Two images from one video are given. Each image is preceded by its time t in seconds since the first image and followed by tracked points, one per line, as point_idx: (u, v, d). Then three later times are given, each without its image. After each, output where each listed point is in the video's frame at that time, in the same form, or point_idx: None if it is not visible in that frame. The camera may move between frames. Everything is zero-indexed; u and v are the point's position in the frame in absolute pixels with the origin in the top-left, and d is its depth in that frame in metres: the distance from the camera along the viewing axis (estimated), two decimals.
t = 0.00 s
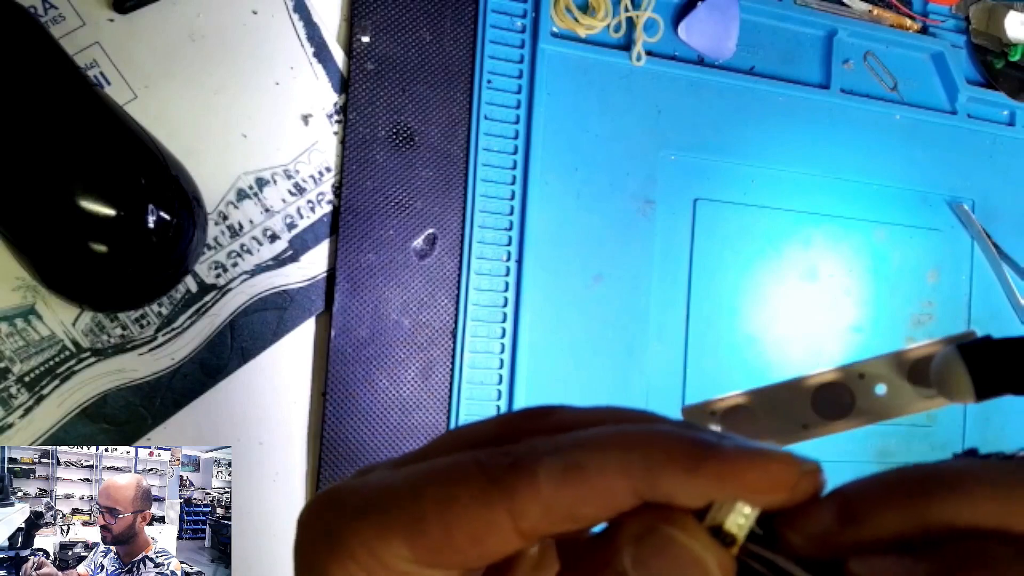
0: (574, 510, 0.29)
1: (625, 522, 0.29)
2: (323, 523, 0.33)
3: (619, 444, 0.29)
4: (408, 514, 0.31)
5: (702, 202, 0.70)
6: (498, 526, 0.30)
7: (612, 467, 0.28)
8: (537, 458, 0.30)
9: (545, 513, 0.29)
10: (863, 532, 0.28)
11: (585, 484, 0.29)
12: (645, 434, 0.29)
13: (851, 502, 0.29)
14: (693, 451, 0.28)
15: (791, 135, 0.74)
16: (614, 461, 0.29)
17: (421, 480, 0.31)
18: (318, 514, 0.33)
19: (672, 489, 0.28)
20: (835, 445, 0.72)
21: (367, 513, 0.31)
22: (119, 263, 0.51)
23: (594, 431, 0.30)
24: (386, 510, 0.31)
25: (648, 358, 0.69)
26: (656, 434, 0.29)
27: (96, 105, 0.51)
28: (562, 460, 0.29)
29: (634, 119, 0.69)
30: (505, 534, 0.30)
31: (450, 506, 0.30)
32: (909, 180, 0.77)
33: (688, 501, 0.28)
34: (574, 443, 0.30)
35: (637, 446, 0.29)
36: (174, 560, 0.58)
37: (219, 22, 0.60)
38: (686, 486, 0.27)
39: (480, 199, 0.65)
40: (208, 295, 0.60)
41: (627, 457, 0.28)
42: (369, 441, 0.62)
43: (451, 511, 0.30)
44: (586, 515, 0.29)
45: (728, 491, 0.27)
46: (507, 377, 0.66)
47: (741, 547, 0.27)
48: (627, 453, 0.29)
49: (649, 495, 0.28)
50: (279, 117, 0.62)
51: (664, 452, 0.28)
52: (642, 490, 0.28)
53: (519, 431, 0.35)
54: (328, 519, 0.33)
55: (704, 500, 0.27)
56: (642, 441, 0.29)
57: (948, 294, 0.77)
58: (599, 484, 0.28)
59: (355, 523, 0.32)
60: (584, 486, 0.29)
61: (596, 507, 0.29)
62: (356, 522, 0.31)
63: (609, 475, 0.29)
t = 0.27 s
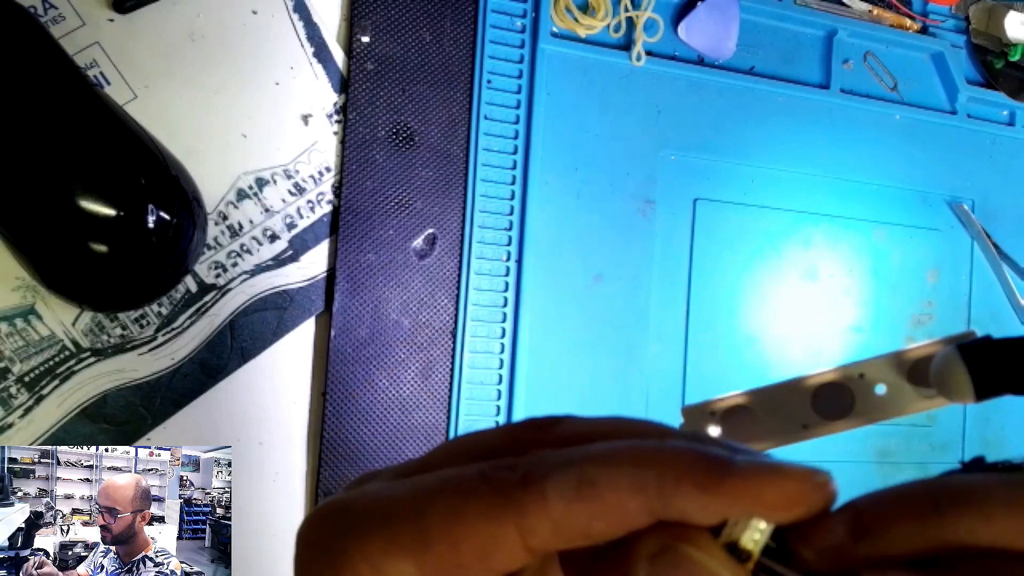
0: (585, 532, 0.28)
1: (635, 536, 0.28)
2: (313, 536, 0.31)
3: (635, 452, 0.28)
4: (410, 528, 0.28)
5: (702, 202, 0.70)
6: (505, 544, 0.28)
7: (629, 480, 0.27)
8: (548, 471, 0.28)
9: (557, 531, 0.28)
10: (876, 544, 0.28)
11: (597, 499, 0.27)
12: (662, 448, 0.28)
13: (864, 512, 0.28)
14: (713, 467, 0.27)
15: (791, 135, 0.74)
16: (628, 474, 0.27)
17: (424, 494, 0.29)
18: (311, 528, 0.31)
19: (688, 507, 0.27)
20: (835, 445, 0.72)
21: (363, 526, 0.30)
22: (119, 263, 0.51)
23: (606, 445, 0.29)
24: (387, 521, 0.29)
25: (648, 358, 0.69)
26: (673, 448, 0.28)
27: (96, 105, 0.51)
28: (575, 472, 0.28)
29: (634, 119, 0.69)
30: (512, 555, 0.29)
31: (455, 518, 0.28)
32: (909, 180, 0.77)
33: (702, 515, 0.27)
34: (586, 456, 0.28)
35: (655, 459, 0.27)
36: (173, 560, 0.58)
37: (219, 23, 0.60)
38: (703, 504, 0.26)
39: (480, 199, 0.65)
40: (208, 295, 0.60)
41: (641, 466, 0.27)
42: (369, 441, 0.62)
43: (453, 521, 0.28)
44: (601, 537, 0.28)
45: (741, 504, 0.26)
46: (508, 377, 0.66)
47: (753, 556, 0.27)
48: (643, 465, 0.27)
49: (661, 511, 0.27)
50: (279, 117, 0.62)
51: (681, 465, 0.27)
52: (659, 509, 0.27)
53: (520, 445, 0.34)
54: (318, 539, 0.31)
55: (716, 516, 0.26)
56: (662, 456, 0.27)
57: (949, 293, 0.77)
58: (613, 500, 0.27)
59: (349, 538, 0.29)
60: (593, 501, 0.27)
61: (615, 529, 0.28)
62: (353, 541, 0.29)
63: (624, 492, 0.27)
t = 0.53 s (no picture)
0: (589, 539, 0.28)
1: (637, 542, 0.28)
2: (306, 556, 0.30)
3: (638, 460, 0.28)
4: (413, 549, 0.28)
5: (702, 202, 0.70)
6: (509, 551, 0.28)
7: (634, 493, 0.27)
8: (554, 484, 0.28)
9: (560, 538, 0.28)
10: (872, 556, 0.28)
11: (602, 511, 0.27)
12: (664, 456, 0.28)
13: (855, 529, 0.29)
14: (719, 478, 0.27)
15: (791, 134, 0.74)
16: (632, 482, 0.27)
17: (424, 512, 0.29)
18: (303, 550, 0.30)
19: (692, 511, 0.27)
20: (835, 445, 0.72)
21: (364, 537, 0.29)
22: (119, 263, 0.51)
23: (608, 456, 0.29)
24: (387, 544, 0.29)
25: (648, 358, 0.69)
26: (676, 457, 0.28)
27: (97, 106, 0.51)
28: (581, 484, 0.28)
29: (634, 119, 0.69)
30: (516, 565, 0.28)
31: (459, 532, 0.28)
32: (909, 180, 0.77)
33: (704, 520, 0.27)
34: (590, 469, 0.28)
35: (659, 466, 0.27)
36: (173, 559, 0.58)
37: (219, 22, 0.60)
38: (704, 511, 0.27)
39: (480, 199, 0.65)
40: (208, 295, 0.60)
41: (645, 474, 0.27)
42: (369, 441, 0.62)
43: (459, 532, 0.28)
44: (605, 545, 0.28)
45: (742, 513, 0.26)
46: (508, 377, 0.66)
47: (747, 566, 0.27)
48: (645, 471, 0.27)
49: (665, 522, 0.27)
50: (279, 117, 0.62)
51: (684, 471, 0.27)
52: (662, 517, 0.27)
53: (518, 459, 0.34)
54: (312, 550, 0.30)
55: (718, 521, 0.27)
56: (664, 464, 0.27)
57: (948, 294, 0.77)
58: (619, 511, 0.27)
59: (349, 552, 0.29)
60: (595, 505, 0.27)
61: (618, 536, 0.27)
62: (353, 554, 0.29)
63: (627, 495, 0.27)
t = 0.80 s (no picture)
0: (590, 537, 0.28)
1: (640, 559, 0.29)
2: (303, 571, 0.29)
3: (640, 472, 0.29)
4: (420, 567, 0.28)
5: (702, 202, 0.70)
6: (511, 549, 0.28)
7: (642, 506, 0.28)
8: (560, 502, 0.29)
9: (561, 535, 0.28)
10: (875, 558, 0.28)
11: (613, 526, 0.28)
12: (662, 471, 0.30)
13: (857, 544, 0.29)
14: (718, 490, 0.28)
15: (791, 134, 0.74)
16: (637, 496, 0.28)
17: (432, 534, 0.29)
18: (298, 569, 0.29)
19: (694, 517, 0.28)
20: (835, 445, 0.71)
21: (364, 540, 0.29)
22: (119, 263, 0.51)
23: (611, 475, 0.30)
24: (394, 561, 0.28)
25: (648, 358, 0.69)
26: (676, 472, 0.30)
27: (96, 105, 0.51)
28: (587, 499, 0.29)
29: (634, 119, 0.69)
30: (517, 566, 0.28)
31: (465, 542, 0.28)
32: (909, 180, 0.77)
33: (706, 525, 0.28)
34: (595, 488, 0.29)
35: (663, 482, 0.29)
36: (173, 559, 0.58)
37: (218, 22, 0.60)
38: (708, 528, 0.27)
39: (480, 199, 0.65)
40: (208, 295, 0.60)
41: (646, 485, 0.29)
42: (369, 441, 0.62)
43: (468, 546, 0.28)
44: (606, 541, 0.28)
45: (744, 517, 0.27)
46: (508, 377, 0.66)
47: None
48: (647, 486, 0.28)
49: (670, 536, 0.28)
50: (279, 117, 0.62)
51: (686, 485, 0.28)
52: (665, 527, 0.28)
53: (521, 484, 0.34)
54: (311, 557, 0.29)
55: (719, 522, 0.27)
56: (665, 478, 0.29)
57: (948, 294, 0.77)
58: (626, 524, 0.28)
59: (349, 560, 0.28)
60: (602, 513, 0.28)
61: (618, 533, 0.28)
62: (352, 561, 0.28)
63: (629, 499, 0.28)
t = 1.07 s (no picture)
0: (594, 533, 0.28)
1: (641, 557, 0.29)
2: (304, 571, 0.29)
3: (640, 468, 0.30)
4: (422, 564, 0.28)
5: (702, 202, 0.70)
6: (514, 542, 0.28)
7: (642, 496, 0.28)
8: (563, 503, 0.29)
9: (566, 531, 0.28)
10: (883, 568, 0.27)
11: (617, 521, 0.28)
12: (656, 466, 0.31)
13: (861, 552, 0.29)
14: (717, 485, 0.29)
15: (791, 134, 0.74)
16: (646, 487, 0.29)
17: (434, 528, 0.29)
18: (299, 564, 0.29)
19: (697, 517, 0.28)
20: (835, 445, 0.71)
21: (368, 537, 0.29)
22: (118, 262, 0.51)
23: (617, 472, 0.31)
24: (395, 558, 0.28)
25: (648, 358, 0.69)
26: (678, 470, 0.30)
27: (96, 105, 0.51)
28: (589, 492, 0.29)
29: (634, 119, 0.69)
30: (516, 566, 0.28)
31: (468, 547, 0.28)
32: (909, 180, 0.77)
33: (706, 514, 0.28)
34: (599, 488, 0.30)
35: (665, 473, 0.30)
36: (173, 559, 0.58)
37: (218, 22, 0.60)
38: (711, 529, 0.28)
39: (480, 199, 0.65)
40: (208, 295, 0.60)
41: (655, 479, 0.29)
42: (369, 441, 0.62)
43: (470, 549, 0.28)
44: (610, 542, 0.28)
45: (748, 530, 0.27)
46: (508, 376, 0.66)
47: None
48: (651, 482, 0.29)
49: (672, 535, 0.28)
50: (279, 117, 0.62)
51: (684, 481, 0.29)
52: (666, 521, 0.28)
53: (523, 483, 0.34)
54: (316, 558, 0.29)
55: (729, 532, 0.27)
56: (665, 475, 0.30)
57: (948, 294, 0.77)
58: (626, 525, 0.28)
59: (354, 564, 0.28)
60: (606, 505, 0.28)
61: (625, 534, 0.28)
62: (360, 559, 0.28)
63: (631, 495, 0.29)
